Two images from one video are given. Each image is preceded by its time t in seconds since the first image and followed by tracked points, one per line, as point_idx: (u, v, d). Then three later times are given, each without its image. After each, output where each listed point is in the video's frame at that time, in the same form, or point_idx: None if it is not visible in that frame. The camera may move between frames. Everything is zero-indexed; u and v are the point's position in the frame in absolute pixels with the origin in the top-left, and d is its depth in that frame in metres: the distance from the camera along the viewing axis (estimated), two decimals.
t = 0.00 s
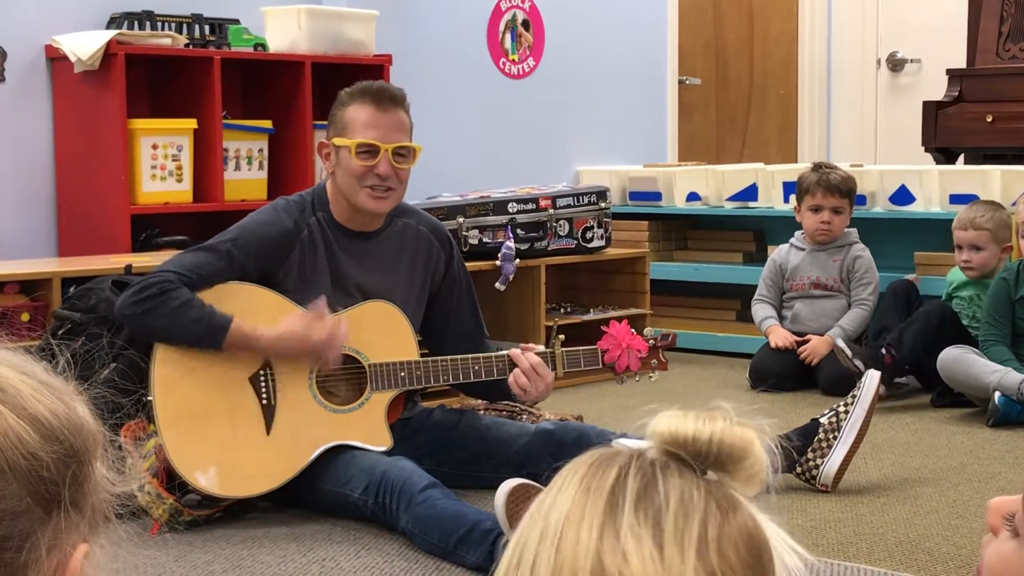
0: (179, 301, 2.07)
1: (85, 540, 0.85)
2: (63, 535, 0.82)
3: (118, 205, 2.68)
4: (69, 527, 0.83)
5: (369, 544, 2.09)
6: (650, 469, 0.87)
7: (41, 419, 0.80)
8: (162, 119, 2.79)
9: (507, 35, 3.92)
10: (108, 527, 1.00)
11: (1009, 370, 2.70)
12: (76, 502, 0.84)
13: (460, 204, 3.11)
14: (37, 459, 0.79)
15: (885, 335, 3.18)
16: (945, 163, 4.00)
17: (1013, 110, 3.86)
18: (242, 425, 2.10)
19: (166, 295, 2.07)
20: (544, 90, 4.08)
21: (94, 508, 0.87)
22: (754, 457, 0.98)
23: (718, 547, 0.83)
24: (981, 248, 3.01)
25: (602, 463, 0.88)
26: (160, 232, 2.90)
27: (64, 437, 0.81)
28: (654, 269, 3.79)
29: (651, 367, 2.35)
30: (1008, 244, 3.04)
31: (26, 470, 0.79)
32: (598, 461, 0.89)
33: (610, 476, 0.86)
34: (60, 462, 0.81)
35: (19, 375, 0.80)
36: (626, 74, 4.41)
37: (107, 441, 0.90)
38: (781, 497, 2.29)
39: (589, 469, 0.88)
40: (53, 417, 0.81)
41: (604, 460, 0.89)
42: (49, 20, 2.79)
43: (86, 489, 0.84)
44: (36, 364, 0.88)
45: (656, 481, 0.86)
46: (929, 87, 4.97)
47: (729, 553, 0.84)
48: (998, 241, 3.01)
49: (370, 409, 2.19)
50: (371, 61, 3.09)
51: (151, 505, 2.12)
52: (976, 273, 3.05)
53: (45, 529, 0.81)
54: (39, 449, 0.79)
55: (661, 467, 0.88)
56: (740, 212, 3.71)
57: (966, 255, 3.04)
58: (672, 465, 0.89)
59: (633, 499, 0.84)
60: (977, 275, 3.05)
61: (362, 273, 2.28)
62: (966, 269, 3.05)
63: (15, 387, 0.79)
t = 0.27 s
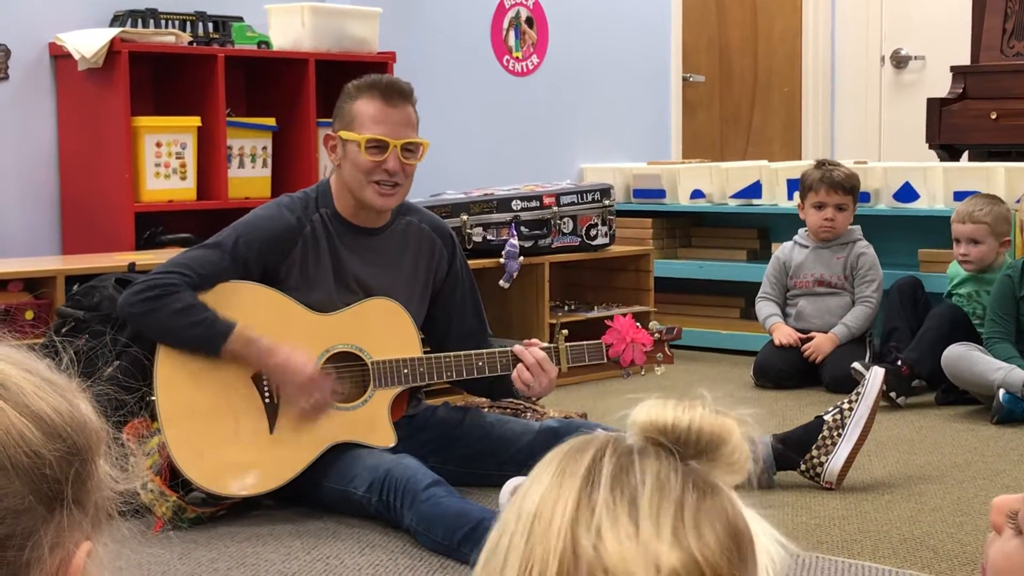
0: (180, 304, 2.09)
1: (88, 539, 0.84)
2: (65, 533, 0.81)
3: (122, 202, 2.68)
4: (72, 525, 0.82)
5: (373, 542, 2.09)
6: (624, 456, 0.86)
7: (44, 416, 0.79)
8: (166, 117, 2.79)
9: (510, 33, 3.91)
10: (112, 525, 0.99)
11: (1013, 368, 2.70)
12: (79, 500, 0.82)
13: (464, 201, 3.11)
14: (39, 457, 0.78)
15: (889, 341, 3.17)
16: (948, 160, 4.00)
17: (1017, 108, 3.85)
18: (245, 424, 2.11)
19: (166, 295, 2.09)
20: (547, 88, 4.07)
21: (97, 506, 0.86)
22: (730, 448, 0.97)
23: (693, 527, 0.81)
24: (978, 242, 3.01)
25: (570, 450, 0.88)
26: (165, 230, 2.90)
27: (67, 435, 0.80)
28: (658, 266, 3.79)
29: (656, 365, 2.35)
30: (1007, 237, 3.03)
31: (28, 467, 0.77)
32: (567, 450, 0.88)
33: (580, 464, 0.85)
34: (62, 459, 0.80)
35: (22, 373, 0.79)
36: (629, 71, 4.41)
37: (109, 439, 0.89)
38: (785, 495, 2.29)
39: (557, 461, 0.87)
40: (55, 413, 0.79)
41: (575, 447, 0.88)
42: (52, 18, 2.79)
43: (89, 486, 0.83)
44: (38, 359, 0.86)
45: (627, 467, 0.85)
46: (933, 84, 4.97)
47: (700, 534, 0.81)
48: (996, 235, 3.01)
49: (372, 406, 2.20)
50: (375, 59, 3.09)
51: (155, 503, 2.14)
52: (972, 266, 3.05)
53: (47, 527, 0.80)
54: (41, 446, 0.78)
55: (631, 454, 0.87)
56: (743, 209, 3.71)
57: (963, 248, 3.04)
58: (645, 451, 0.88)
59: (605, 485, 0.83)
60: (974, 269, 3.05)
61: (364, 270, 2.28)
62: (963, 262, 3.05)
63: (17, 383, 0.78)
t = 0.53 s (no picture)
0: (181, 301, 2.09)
1: (87, 537, 0.85)
2: (64, 532, 0.82)
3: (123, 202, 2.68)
4: (70, 524, 0.83)
5: (375, 540, 2.09)
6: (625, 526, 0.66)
7: (43, 416, 0.79)
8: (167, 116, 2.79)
9: (512, 31, 3.91)
10: (110, 524, 1.00)
11: (1016, 365, 2.70)
12: (77, 499, 0.83)
13: (465, 200, 3.11)
14: (38, 458, 0.78)
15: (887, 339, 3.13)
16: (951, 157, 4.00)
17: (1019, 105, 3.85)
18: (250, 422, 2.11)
19: (167, 294, 2.10)
20: (549, 86, 4.07)
21: (95, 503, 0.87)
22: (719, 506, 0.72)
23: None
24: (967, 236, 3.01)
25: (548, 489, 0.69)
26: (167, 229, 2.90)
27: (66, 434, 0.80)
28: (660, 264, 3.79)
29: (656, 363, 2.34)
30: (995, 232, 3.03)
31: (27, 467, 0.78)
32: (547, 490, 0.68)
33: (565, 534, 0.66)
34: (61, 459, 0.80)
35: (22, 374, 0.79)
36: (631, 69, 4.41)
37: (108, 437, 0.90)
38: (787, 493, 2.29)
39: (532, 512, 0.67)
40: (54, 414, 0.80)
41: (555, 484, 0.69)
42: (54, 17, 2.79)
43: (87, 485, 0.84)
44: (35, 357, 0.87)
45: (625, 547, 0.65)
46: (935, 81, 4.97)
47: None
48: (986, 229, 3.01)
49: (376, 404, 2.20)
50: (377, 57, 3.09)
51: (157, 501, 2.14)
52: (962, 260, 3.05)
53: (46, 527, 0.80)
54: (40, 446, 0.78)
55: (634, 527, 0.66)
56: (745, 207, 3.70)
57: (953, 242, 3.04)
58: (656, 519, 0.67)
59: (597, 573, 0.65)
60: (965, 263, 3.06)
61: (367, 268, 2.28)
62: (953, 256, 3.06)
63: (15, 384, 0.77)
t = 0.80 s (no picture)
0: (183, 295, 2.09)
1: (90, 537, 0.83)
2: (66, 532, 0.80)
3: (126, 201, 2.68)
4: (73, 524, 0.81)
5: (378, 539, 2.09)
6: (644, 518, 0.67)
7: (44, 415, 0.77)
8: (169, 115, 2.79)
9: (513, 30, 3.91)
10: (113, 523, 1.00)
11: (1019, 363, 2.69)
12: (80, 499, 0.81)
13: (467, 198, 3.11)
14: (41, 457, 0.76)
15: (887, 339, 3.05)
16: (952, 155, 4.00)
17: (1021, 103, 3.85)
18: (252, 420, 2.12)
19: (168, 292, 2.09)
20: (551, 84, 4.07)
21: (98, 504, 0.85)
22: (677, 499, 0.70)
23: None
24: (953, 230, 3.02)
25: (569, 468, 0.68)
26: (170, 228, 2.90)
27: (68, 433, 0.78)
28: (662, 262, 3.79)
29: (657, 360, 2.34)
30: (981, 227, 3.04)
31: (28, 466, 0.76)
32: (568, 471, 0.67)
33: (591, 521, 0.66)
34: (63, 459, 0.78)
35: (23, 372, 0.77)
36: (633, 68, 4.41)
37: (111, 437, 0.88)
38: (790, 491, 2.29)
39: (554, 495, 0.67)
40: (56, 412, 0.78)
41: (573, 463, 0.68)
42: (56, 16, 2.79)
43: (90, 485, 0.82)
44: (37, 356, 0.85)
45: (644, 540, 0.67)
46: (937, 80, 4.97)
47: None
48: (971, 224, 3.02)
49: (378, 402, 2.20)
50: (378, 56, 3.09)
51: (159, 500, 2.14)
52: (948, 256, 3.06)
53: (49, 527, 0.79)
54: (43, 446, 0.76)
55: (650, 518, 0.68)
56: (747, 205, 3.70)
57: (939, 238, 3.05)
58: (667, 510, 0.69)
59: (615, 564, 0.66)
60: (950, 259, 3.07)
61: (367, 267, 2.28)
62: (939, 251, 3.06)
63: (16, 382, 0.75)
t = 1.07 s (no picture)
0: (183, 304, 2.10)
1: (92, 538, 0.84)
2: (69, 534, 0.81)
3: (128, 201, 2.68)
4: (75, 525, 0.82)
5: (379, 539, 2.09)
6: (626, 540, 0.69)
7: (48, 418, 0.77)
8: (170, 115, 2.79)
9: (514, 29, 3.91)
10: (116, 523, 1.00)
11: (1020, 363, 2.69)
12: (82, 501, 0.82)
13: (468, 198, 3.11)
14: (44, 460, 0.77)
15: (892, 337, 3.06)
16: (953, 155, 4.00)
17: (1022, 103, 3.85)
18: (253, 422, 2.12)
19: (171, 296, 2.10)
20: (552, 84, 4.07)
21: (100, 505, 0.86)
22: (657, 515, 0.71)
23: None
24: (953, 233, 3.02)
25: (551, 491, 0.68)
26: (171, 228, 2.90)
27: (71, 436, 0.79)
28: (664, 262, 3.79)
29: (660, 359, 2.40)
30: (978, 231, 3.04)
31: (31, 468, 0.76)
32: (551, 493, 0.68)
33: (573, 544, 0.67)
34: (66, 461, 0.79)
35: (26, 374, 0.77)
36: (634, 68, 4.41)
37: (112, 437, 0.89)
38: (791, 491, 2.29)
39: (538, 518, 0.67)
40: (59, 415, 0.78)
41: (556, 485, 0.69)
42: (57, 16, 2.79)
43: (93, 486, 0.82)
44: (37, 356, 0.85)
45: (626, 562, 0.68)
46: (938, 80, 4.97)
47: None
48: (971, 227, 3.02)
49: (379, 402, 2.20)
50: (379, 56, 3.09)
51: (161, 500, 2.14)
52: (948, 259, 3.06)
53: (52, 529, 0.79)
54: (46, 448, 0.77)
55: (632, 539, 0.69)
56: (748, 205, 3.70)
57: (939, 241, 3.05)
58: (647, 530, 0.70)
59: None
60: (951, 261, 3.06)
61: (369, 266, 2.28)
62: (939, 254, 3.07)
63: (19, 385, 0.76)
